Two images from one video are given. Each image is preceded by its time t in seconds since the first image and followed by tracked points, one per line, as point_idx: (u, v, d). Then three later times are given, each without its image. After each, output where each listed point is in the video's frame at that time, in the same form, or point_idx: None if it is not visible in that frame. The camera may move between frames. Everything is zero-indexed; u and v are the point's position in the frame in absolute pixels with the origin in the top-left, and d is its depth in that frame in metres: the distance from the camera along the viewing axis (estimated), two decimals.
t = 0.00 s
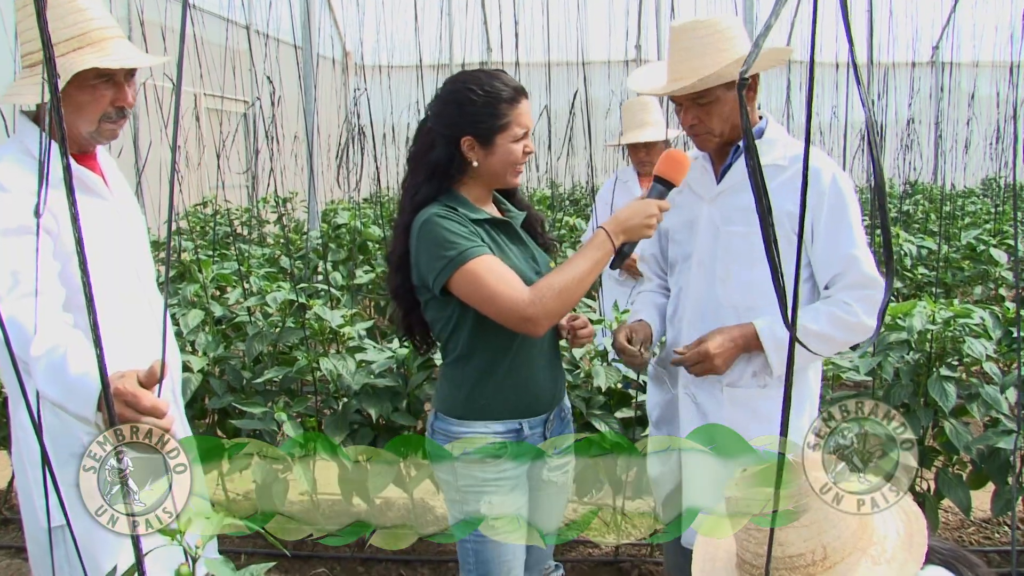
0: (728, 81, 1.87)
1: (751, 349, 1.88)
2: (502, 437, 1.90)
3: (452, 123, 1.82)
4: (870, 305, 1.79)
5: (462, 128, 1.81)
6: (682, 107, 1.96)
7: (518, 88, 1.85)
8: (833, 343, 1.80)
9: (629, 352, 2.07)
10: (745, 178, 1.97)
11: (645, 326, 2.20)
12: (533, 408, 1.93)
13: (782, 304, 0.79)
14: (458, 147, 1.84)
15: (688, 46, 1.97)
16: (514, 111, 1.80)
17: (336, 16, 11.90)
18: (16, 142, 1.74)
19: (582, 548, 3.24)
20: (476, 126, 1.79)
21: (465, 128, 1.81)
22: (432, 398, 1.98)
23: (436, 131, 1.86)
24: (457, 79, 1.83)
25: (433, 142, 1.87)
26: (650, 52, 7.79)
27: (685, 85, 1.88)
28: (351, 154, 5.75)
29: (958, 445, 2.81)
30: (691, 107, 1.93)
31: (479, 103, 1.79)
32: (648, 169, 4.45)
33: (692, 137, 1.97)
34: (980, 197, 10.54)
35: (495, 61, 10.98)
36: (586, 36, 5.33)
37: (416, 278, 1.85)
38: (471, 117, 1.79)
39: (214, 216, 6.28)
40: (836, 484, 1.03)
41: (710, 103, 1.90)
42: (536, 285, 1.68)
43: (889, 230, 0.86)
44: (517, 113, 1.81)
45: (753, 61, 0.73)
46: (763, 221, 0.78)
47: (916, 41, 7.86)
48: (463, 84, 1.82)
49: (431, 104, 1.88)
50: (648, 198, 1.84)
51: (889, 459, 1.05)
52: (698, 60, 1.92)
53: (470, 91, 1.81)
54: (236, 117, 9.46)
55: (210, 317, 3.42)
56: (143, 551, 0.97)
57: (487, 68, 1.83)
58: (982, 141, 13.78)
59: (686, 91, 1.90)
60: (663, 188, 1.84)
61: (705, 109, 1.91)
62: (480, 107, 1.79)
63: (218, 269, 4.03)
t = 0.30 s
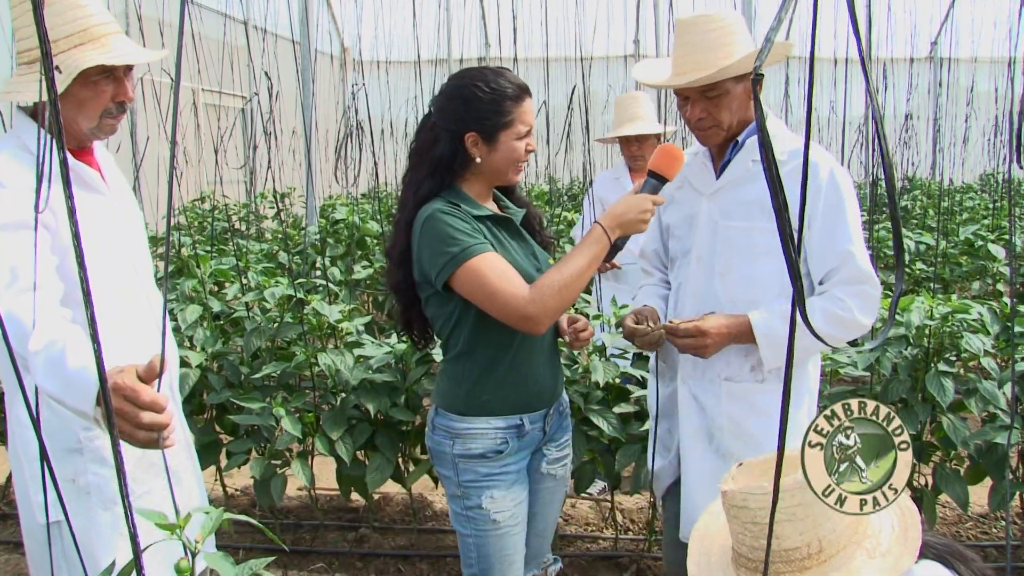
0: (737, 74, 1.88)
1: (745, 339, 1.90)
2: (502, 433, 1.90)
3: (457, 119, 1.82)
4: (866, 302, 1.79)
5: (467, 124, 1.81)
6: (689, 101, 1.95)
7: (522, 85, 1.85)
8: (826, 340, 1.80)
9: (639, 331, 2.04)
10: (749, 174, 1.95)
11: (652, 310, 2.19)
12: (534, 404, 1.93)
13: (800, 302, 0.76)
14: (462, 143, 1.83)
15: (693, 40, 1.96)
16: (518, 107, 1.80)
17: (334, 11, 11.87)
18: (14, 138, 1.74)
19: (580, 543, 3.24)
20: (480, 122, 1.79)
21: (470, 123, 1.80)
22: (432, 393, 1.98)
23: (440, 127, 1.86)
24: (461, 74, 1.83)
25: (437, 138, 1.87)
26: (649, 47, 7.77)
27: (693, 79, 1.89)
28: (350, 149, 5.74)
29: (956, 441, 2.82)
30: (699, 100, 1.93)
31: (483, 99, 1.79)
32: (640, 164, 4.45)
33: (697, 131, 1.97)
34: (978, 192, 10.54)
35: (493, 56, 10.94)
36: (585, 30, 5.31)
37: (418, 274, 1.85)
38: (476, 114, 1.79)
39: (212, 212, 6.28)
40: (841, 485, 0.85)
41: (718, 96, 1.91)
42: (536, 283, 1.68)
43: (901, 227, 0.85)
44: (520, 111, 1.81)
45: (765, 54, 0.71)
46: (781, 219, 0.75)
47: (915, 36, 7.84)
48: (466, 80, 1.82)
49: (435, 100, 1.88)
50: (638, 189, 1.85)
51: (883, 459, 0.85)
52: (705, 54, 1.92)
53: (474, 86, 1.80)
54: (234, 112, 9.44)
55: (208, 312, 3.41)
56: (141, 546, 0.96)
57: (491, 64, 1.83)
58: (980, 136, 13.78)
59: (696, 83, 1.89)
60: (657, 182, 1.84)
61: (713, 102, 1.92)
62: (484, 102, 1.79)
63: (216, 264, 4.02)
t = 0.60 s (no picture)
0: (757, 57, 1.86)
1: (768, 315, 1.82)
2: (500, 420, 1.89)
3: (457, 105, 1.81)
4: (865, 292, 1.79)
5: (466, 109, 1.80)
6: (704, 81, 1.94)
7: (522, 72, 1.84)
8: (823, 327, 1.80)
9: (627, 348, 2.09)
10: (747, 164, 1.96)
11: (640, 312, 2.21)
12: (532, 390, 1.93)
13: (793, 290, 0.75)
14: (462, 128, 1.83)
15: (708, 21, 1.94)
16: (518, 93, 1.80)
17: None
18: (8, 126, 1.72)
19: (578, 531, 3.25)
20: (480, 107, 1.78)
21: (470, 108, 1.80)
22: (430, 380, 1.98)
23: (439, 114, 1.85)
24: (462, 61, 1.83)
25: (436, 124, 1.86)
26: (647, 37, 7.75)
27: (715, 58, 1.86)
28: (346, 138, 5.72)
29: (952, 430, 2.82)
30: (717, 82, 1.92)
31: (483, 85, 1.78)
32: (622, 151, 4.53)
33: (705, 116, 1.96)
34: (975, 182, 10.55)
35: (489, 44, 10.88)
36: (583, 18, 5.29)
37: (419, 260, 1.84)
38: (475, 99, 1.78)
39: (209, 201, 6.26)
40: (849, 485, 0.83)
41: (737, 78, 1.90)
42: (536, 268, 1.68)
43: (893, 214, 0.84)
44: (519, 96, 1.80)
45: (761, 36, 0.70)
46: (774, 204, 0.74)
47: (912, 25, 7.82)
48: (467, 67, 1.81)
49: (435, 87, 1.87)
50: (646, 175, 1.83)
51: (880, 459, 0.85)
52: (725, 34, 1.89)
53: (474, 73, 1.80)
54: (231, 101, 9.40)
55: (205, 302, 3.40)
56: (136, 534, 0.96)
57: (490, 51, 1.83)
58: (978, 126, 13.77)
59: (719, 62, 1.88)
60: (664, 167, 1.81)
61: (732, 83, 1.91)
62: (484, 88, 1.78)
63: (212, 254, 4.01)
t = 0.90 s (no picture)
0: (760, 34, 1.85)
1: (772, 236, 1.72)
2: (498, 402, 1.89)
3: (456, 85, 1.80)
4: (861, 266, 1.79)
5: (466, 90, 1.79)
6: (706, 56, 1.92)
7: (522, 52, 1.83)
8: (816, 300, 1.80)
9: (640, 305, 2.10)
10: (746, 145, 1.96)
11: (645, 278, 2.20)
12: (531, 372, 1.93)
13: (778, 261, 0.76)
14: (462, 109, 1.81)
15: None
16: (518, 73, 1.78)
17: None
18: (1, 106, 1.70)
19: (575, 513, 3.27)
20: (479, 87, 1.77)
21: (470, 88, 1.78)
22: (429, 362, 1.97)
23: (439, 95, 1.84)
24: (462, 42, 1.81)
25: (435, 105, 1.85)
26: (645, 18, 7.70)
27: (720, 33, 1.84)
28: (343, 120, 5.69)
29: (948, 411, 2.83)
30: (719, 58, 1.90)
31: (483, 65, 1.77)
32: (608, 133, 4.52)
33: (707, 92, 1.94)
34: (973, 165, 10.54)
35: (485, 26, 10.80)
36: None
37: (419, 242, 1.83)
38: (475, 79, 1.77)
39: (206, 184, 6.24)
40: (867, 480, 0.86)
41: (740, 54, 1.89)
42: (539, 248, 1.67)
43: (883, 196, 0.83)
44: (521, 77, 1.78)
45: (749, 12, 0.70)
46: (762, 184, 0.75)
47: (911, 7, 7.77)
48: (466, 47, 1.80)
49: (435, 67, 1.86)
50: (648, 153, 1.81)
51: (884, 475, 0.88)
52: (728, 11, 1.88)
53: (473, 53, 1.78)
54: (227, 83, 9.35)
55: (202, 285, 3.39)
56: (134, 515, 0.96)
57: (490, 31, 1.81)
58: (976, 109, 13.74)
59: (722, 37, 1.86)
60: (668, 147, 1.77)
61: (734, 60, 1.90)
62: (484, 68, 1.77)
63: (209, 237, 4.00)
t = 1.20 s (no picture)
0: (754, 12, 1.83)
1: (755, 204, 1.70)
2: (495, 387, 1.89)
3: (450, 68, 1.78)
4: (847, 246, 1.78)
5: (460, 72, 1.77)
6: (700, 35, 1.90)
7: (517, 34, 1.81)
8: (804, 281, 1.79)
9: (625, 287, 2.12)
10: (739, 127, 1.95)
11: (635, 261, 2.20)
12: (527, 358, 1.92)
13: (778, 249, 0.76)
14: (456, 92, 1.80)
15: None
16: (512, 55, 1.76)
17: None
18: None
19: (570, 498, 3.28)
20: (473, 69, 1.75)
21: (464, 70, 1.77)
22: (425, 347, 1.96)
23: (433, 77, 1.82)
24: (456, 24, 1.80)
25: (429, 87, 1.83)
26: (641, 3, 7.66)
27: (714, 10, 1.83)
28: (336, 105, 5.65)
29: (941, 396, 2.84)
30: (714, 36, 1.89)
31: (477, 47, 1.76)
32: (594, 122, 4.53)
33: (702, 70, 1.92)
34: (967, 151, 10.54)
35: (479, 12, 10.73)
36: None
37: (414, 227, 1.82)
38: (469, 61, 1.76)
39: (199, 170, 6.19)
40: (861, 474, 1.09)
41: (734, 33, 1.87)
42: (533, 233, 1.66)
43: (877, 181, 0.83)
44: (514, 58, 1.77)
45: None
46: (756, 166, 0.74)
47: None
48: (460, 29, 1.78)
49: (430, 50, 1.84)
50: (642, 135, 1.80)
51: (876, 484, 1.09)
52: None
53: (467, 36, 1.77)
54: (219, 69, 9.27)
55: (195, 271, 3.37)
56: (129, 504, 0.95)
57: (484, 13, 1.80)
58: (971, 95, 13.73)
59: (718, 14, 1.84)
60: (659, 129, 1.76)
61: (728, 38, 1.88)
62: (477, 50, 1.76)
63: (202, 223, 3.97)
